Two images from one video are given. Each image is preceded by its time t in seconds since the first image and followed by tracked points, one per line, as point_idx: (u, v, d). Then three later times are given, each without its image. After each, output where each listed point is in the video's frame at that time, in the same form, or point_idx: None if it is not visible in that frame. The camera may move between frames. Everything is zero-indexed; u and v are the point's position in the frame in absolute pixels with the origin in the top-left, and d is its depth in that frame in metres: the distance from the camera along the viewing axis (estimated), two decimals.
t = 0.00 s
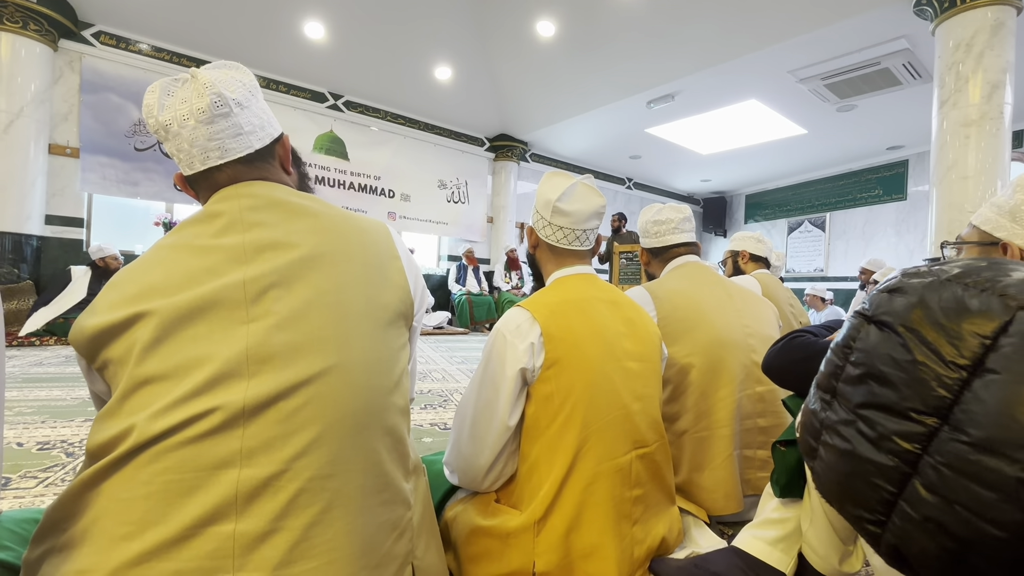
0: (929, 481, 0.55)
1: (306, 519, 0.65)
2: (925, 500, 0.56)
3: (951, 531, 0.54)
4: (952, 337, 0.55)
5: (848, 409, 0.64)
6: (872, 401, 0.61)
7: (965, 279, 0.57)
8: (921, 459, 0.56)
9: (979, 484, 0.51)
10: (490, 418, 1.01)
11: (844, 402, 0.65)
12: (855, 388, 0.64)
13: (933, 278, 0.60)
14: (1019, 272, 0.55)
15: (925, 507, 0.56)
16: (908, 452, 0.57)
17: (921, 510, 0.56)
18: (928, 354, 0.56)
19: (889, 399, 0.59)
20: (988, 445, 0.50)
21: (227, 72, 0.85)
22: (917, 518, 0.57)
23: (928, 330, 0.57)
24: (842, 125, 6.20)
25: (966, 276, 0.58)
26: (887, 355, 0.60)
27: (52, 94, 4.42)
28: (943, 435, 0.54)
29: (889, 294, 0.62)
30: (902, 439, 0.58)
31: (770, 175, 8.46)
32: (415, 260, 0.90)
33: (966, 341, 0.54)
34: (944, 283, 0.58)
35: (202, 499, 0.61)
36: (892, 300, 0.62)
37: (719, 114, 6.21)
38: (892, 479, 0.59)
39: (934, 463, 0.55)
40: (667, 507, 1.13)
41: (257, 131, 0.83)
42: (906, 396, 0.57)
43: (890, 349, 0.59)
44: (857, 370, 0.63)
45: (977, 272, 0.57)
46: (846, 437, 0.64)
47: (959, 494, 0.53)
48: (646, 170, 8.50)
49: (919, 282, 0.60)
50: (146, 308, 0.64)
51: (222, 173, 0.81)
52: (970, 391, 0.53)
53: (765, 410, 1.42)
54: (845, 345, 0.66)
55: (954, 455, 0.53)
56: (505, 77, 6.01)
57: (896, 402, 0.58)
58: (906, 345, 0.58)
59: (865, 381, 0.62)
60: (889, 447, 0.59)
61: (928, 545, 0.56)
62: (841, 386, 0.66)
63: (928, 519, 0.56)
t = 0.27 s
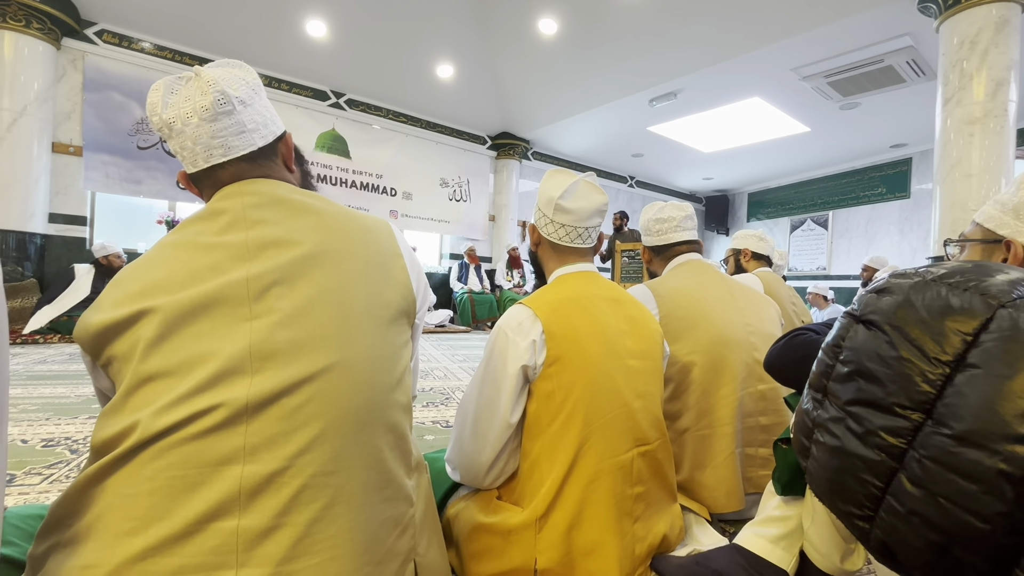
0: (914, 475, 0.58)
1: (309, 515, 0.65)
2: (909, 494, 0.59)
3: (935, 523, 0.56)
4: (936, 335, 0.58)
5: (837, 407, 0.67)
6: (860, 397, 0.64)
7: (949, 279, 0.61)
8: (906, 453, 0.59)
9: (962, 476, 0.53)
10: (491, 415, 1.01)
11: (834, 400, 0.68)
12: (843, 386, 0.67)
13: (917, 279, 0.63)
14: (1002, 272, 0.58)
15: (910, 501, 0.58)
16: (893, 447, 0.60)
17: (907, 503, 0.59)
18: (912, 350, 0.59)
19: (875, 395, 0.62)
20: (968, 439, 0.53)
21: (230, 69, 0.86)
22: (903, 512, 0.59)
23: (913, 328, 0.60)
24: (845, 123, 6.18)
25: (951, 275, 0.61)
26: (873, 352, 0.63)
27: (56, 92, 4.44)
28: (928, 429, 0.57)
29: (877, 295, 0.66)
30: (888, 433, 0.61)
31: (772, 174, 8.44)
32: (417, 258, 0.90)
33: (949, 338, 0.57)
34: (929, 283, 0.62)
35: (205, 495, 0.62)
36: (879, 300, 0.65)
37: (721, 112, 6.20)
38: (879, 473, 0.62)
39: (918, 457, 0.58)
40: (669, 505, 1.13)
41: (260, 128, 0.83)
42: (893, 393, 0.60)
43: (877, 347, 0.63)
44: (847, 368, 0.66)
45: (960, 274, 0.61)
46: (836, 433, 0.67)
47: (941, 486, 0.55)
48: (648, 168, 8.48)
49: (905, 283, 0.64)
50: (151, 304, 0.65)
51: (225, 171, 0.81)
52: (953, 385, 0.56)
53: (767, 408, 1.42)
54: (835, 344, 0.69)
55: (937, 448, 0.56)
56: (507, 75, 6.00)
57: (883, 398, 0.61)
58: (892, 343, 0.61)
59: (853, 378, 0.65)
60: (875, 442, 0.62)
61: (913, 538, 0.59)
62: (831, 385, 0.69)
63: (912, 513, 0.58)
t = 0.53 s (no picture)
0: (916, 482, 0.59)
1: (308, 514, 0.65)
2: (911, 501, 0.59)
3: (937, 531, 0.57)
4: (937, 337, 0.58)
5: (837, 411, 0.68)
6: (860, 402, 0.64)
7: (950, 278, 0.60)
8: (908, 460, 0.60)
9: (964, 485, 0.54)
10: (491, 413, 1.01)
11: (833, 403, 0.68)
12: (842, 389, 0.67)
13: (917, 279, 0.63)
14: (1004, 271, 0.58)
15: (912, 509, 0.59)
16: (895, 453, 0.61)
17: (909, 511, 0.60)
18: (912, 354, 0.59)
19: (875, 400, 0.62)
20: (972, 446, 0.53)
21: (229, 67, 0.85)
22: (905, 519, 0.60)
23: (914, 331, 0.60)
24: (846, 121, 6.17)
25: (952, 274, 0.61)
26: (873, 355, 0.63)
27: (55, 90, 4.43)
28: (929, 435, 0.58)
29: (876, 294, 0.66)
30: (888, 440, 0.61)
31: (772, 172, 8.43)
32: (417, 257, 0.90)
33: (951, 341, 0.57)
34: (929, 282, 0.61)
35: (203, 494, 0.61)
36: (878, 300, 0.65)
37: (722, 110, 6.19)
38: (880, 480, 0.63)
39: (921, 464, 0.58)
40: (668, 504, 1.13)
41: (259, 127, 0.83)
42: (893, 398, 0.60)
43: (877, 350, 0.62)
44: (846, 370, 0.66)
45: (961, 273, 0.60)
46: (835, 438, 0.67)
47: (944, 494, 0.56)
48: (648, 166, 8.48)
49: (905, 284, 0.63)
50: (149, 303, 0.65)
51: (223, 169, 0.80)
52: (955, 390, 0.56)
53: (767, 407, 1.42)
54: (834, 346, 0.69)
55: (939, 455, 0.56)
56: (507, 73, 5.99)
57: (883, 403, 0.61)
58: (892, 346, 0.61)
59: (852, 382, 0.65)
60: (876, 448, 0.62)
61: (915, 545, 0.59)
62: (830, 387, 0.69)
63: (914, 520, 0.59)
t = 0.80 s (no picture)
0: (920, 487, 0.59)
1: (311, 512, 0.65)
2: (914, 505, 0.59)
3: (941, 537, 0.57)
4: (940, 340, 0.57)
5: (838, 413, 0.68)
6: (861, 404, 0.64)
7: (954, 277, 0.60)
8: (912, 464, 0.60)
9: (969, 490, 0.54)
10: (493, 412, 1.01)
11: (835, 405, 0.68)
12: (844, 391, 0.67)
13: (919, 279, 0.62)
14: (1008, 270, 0.58)
15: (916, 514, 0.59)
16: (898, 457, 0.61)
17: (913, 517, 0.60)
18: (915, 357, 0.59)
19: (877, 403, 0.62)
20: (977, 451, 0.53)
21: (232, 66, 0.85)
22: (909, 525, 0.60)
23: (917, 333, 0.59)
24: (850, 120, 6.14)
25: (956, 273, 0.60)
26: (874, 358, 0.63)
27: (59, 89, 4.45)
28: (933, 438, 0.57)
29: (878, 295, 0.65)
30: (891, 443, 0.61)
31: (776, 171, 8.40)
32: (420, 255, 0.90)
33: (955, 343, 0.56)
34: (932, 282, 0.61)
35: (208, 492, 0.62)
36: (879, 301, 0.65)
37: (725, 109, 6.18)
38: (882, 484, 0.63)
39: (924, 469, 0.58)
40: (671, 503, 1.13)
41: (263, 126, 0.83)
42: (896, 401, 0.60)
43: (879, 352, 0.62)
44: (847, 373, 0.66)
45: (964, 273, 0.60)
46: (837, 441, 0.67)
47: (949, 499, 0.56)
48: (651, 165, 8.46)
49: (907, 283, 0.63)
50: (154, 301, 0.65)
51: (228, 169, 0.81)
52: (959, 393, 0.56)
53: (770, 407, 1.42)
54: (834, 347, 0.69)
55: (943, 459, 0.56)
56: (510, 73, 5.99)
57: (885, 406, 0.61)
58: (894, 348, 0.61)
59: (853, 385, 0.65)
60: (879, 453, 0.62)
61: (918, 551, 0.60)
62: (830, 389, 0.69)
63: (919, 526, 0.59)
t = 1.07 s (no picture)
0: (925, 488, 0.59)
1: (314, 510, 0.65)
2: (919, 507, 0.59)
3: (947, 539, 0.57)
4: (946, 340, 0.57)
5: (842, 414, 0.67)
6: (866, 405, 0.64)
7: (959, 278, 0.60)
8: (917, 465, 0.59)
9: (975, 492, 0.54)
10: (497, 410, 1.01)
11: (839, 406, 0.68)
12: (848, 392, 0.66)
13: (924, 279, 0.62)
14: (1014, 269, 0.57)
15: (922, 516, 0.59)
16: (903, 458, 0.60)
17: (918, 518, 0.59)
18: (920, 357, 0.59)
19: (882, 404, 0.62)
20: (983, 452, 0.53)
21: (236, 64, 0.85)
22: (914, 526, 0.60)
23: (922, 333, 0.59)
24: (853, 119, 6.13)
25: (960, 273, 0.60)
26: (879, 358, 0.62)
27: (62, 88, 4.46)
28: (939, 440, 0.57)
29: (882, 295, 0.65)
30: (895, 444, 0.61)
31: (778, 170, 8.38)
32: (423, 254, 0.90)
33: (961, 344, 0.56)
34: (936, 282, 0.61)
35: (212, 489, 0.62)
36: (884, 301, 0.64)
37: (727, 108, 6.16)
38: (887, 485, 0.62)
39: (930, 470, 0.58)
40: (673, 502, 1.13)
41: (267, 123, 0.83)
42: (901, 402, 0.60)
43: (883, 352, 0.62)
44: (852, 373, 0.66)
45: (969, 273, 0.60)
46: (841, 442, 0.67)
47: (955, 500, 0.56)
48: (653, 164, 8.45)
49: (911, 283, 0.63)
50: (159, 298, 0.65)
51: (232, 166, 0.81)
52: (965, 394, 0.55)
53: (773, 406, 1.41)
54: (838, 347, 0.69)
55: (949, 460, 0.56)
56: (512, 72, 5.98)
57: (890, 407, 0.61)
58: (899, 348, 0.61)
59: (858, 385, 0.65)
60: (885, 453, 0.62)
61: (924, 552, 0.59)
62: (834, 390, 0.69)
63: (924, 527, 0.59)
